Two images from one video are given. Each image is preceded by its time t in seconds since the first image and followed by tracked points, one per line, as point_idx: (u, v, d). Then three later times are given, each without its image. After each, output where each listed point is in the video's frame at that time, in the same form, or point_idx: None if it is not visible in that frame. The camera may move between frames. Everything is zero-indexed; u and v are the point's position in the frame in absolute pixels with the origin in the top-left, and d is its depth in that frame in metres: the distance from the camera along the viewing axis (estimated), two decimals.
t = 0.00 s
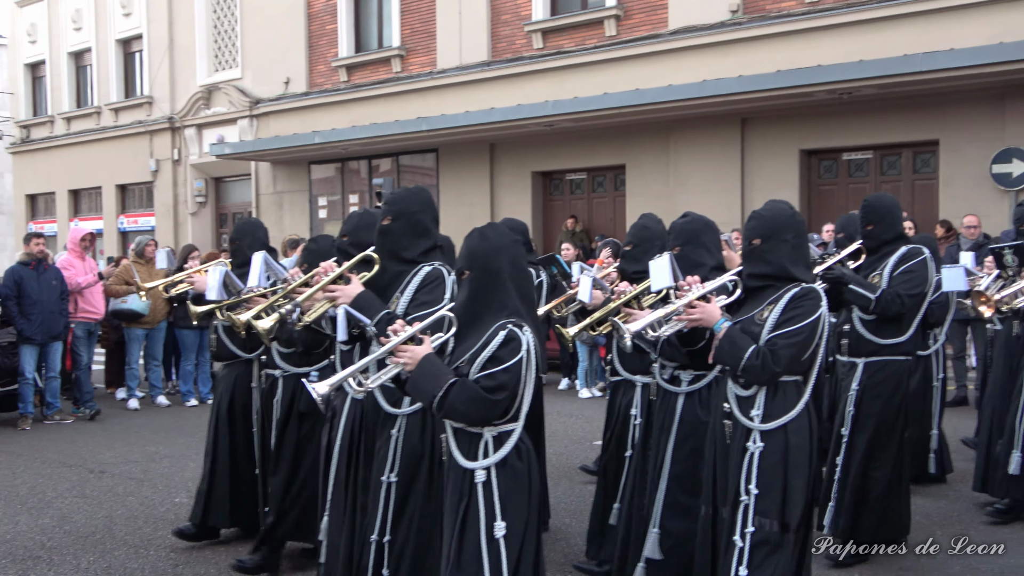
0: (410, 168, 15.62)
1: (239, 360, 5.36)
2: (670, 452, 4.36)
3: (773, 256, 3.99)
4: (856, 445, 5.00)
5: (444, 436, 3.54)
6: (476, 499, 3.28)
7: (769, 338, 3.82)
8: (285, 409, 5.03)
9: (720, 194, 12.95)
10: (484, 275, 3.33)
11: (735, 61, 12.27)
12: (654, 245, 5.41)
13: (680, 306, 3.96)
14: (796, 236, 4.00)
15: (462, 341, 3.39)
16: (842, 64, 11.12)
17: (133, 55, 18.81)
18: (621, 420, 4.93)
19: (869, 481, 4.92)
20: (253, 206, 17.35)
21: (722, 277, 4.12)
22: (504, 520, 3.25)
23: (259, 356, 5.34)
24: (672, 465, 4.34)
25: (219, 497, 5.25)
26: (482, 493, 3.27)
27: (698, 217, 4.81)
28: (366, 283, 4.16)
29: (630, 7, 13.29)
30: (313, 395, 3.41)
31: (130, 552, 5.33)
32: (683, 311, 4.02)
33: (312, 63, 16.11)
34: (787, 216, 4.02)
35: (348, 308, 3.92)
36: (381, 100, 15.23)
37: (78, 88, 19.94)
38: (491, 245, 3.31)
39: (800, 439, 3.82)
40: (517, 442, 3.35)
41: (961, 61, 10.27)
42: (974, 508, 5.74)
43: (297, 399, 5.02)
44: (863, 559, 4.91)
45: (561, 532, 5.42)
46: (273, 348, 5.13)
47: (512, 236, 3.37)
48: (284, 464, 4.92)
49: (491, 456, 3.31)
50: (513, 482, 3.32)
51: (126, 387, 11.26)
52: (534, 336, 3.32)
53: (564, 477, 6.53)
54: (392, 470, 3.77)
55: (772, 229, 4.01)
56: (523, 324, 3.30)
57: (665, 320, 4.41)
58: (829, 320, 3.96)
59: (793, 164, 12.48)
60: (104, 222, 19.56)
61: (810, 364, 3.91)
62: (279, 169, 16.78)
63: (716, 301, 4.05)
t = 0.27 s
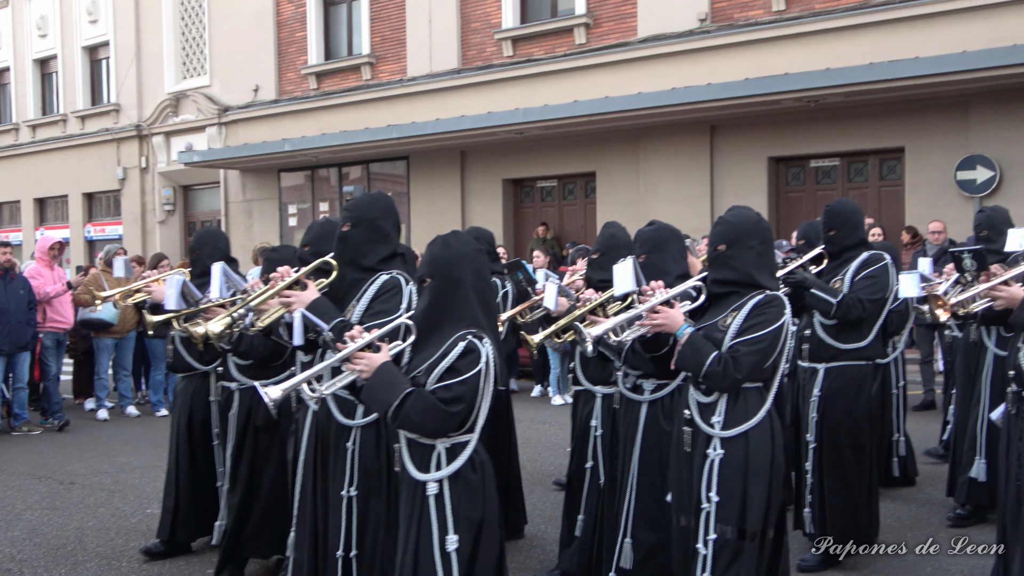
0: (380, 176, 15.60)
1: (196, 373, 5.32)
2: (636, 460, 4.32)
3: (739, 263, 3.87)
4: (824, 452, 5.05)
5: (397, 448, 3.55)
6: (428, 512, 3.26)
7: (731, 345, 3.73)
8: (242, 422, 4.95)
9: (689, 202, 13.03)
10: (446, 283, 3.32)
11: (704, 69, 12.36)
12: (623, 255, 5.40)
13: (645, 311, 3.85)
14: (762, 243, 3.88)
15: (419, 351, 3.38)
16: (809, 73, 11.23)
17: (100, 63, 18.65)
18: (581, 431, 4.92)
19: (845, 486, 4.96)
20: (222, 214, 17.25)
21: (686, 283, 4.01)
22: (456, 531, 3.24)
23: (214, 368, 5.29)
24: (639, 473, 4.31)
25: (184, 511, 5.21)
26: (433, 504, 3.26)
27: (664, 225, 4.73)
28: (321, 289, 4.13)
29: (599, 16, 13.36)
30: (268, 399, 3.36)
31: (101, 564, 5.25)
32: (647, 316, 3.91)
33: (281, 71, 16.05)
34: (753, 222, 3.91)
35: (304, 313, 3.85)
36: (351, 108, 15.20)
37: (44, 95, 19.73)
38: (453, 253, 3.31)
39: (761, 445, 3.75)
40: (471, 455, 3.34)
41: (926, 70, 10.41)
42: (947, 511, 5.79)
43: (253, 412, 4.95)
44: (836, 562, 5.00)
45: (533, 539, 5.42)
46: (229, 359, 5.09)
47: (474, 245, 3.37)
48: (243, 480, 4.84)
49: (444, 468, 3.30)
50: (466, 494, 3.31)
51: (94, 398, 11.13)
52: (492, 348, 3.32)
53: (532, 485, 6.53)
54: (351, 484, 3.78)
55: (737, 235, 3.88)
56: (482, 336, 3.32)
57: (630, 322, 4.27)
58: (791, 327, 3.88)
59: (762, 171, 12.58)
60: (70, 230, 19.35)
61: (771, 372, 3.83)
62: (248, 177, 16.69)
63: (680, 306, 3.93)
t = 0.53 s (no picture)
0: (348, 184, 15.57)
1: (142, 381, 5.25)
2: (593, 466, 4.39)
3: (702, 267, 3.78)
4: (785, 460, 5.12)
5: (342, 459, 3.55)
6: (370, 524, 3.27)
7: (692, 350, 3.64)
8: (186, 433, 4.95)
9: (657, 210, 13.10)
10: (400, 290, 3.31)
11: (670, 79, 12.45)
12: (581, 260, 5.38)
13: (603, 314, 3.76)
14: (725, 248, 3.79)
15: (369, 359, 3.39)
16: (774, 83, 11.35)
17: (63, 69, 18.45)
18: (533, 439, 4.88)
19: (807, 492, 5.04)
20: (188, 221, 17.11)
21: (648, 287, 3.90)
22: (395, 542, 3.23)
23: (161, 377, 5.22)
24: (598, 480, 4.35)
25: (138, 523, 5.12)
26: (377, 517, 3.26)
27: (624, 231, 4.67)
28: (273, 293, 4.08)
29: (567, 25, 13.43)
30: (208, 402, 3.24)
31: None
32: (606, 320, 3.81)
33: (247, 78, 15.98)
34: (717, 225, 3.82)
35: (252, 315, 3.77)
36: (318, 116, 15.15)
37: (5, 101, 19.47)
38: (408, 259, 3.30)
39: (721, 454, 3.67)
40: (417, 467, 3.33)
41: (889, 81, 10.57)
42: (912, 518, 5.81)
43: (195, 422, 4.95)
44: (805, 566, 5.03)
45: (496, 547, 5.41)
46: (172, 364, 5.08)
47: (430, 253, 3.38)
48: (194, 492, 4.82)
49: (389, 481, 3.29)
50: (413, 506, 3.30)
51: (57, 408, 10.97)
52: (445, 358, 3.32)
53: (494, 494, 6.50)
54: (309, 495, 3.69)
55: (700, 239, 3.79)
56: (435, 346, 3.31)
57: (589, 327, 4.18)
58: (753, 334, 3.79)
59: (728, 180, 12.70)
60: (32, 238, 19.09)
61: (732, 379, 3.76)
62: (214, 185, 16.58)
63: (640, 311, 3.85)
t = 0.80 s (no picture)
0: (332, 185, 15.55)
1: (114, 383, 5.29)
2: (567, 473, 4.41)
3: (683, 271, 3.73)
4: (766, 466, 5.13)
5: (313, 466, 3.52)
6: (344, 530, 3.25)
7: (672, 357, 3.61)
8: (156, 437, 4.82)
9: (642, 213, 13.12)
10: (375, 293, 3.29)
11: (655, 83, 12.48)
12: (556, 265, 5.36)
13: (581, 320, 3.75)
14: (706, 252, 3.74)
15: (342, 362, 3.37)
16: (758, 88, 11.40)
17: (46, 67, 18.34)
18: (508, 445, 4.83)
19: (788, 499, 5.04)
20: (171, 222, 17.04)
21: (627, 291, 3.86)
22: (358, 552, 3.22)
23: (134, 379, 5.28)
24: (572, 487, 4.39)
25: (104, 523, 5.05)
26: (351, 524, 3.24)
27: (601, 234, 4.65)
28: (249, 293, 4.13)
29: (553, 28, 13.44)
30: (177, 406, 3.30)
31: None
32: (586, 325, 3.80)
33: (232, 79, 15.93)
34: (697, 229, 3.76)
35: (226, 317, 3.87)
36: (303, 117, 15.11)
37: None
38: (383, 262, 3.29)
39: (703, 464, 3.65)
40: (391, 473, 3.33)
41: (872, 86, 10.63)
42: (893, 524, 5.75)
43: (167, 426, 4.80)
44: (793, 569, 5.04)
45: (465, 555, 5.36)
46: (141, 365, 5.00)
47: (406, 254, 3.37)
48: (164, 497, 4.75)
49: (364, 487, 3.27)
50: (388, 514, 3.29)
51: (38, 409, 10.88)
52: (420, 363, 3.32)
53: (467, 500, 6.44)
54: (285, 500, 3.68)
55: (681, 242, 3.75)
56: (410, 350, 3.30)
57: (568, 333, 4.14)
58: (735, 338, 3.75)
59: (712, 184, 12.73)
60: (13, 238, 18.96)
61: (714, 385, 3.71)
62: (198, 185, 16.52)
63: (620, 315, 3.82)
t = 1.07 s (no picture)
0: (330, 187, 15.56)
1: (106, 386, 5.24)
2: (558, 476, 4.39)
3: (679, 271, 3.74)
4: (764, 467, 5.12)
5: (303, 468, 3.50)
6: (338, 536, 3.23)
7: (670, 359, 3.61)
8: (148, 441, 4.85)
9: (639, 214, 13.11)
10: (369, 294, 3.29)
11: (653, 83, 12.48)
12: (548, 267, 5.35)
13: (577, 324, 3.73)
14: (702, 251, 3.75)
15: (335, 364, 3.37)
16: (755, 88, 11.40)
17: (43, 69, 18.33)
18: (502, 446, 4.79)
19: (786, 500, 5.04)
20: (169, 223, 17.04)
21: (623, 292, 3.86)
22: (351, 557, 3.21)
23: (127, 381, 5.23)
24: (562, 491, 4.37)
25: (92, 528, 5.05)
26: (343, 529, 3.24)
27: (592, 234, 4.66)
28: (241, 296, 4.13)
29: (550, 29, 13.45)
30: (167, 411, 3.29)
31: None
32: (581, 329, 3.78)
33: (229, 80, 15.94)
34: (691, 229, 3.76)
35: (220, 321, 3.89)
36: (300, 118, 15.10)
37: None
38: (376, 262, 3.30)
39: (702, 467, 3.66)
40: (384, 477, 3.34)
41: (870, 87, 10.64)
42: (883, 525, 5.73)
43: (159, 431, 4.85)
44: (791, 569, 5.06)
45: (445, 565, 5.26)
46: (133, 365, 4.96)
47: (400, 254, 3.37)
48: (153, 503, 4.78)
49: (356, 491, 3.27)
50: (381, 516, 3.31)
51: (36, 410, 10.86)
52: (414, 365, 3.32)
53: (455, 501, 6.45)
54: (277, 505, 3.67)
55: (676, 243, 3.74)
56: (405, 352, 3.30)
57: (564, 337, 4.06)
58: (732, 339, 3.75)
59: (709, 185, 12.73)
60: (11, 239, 18.96)
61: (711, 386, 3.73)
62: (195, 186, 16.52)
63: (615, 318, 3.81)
